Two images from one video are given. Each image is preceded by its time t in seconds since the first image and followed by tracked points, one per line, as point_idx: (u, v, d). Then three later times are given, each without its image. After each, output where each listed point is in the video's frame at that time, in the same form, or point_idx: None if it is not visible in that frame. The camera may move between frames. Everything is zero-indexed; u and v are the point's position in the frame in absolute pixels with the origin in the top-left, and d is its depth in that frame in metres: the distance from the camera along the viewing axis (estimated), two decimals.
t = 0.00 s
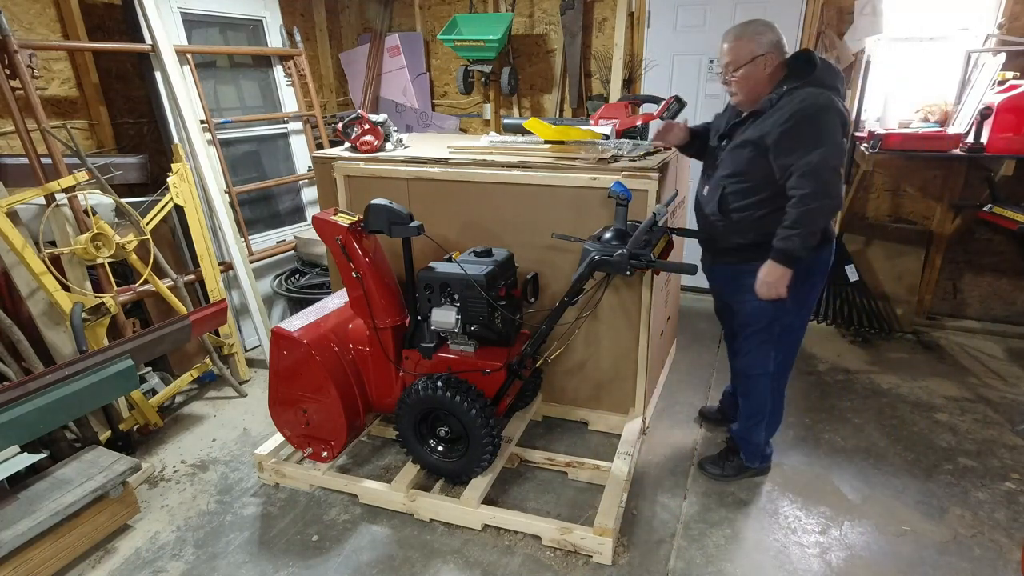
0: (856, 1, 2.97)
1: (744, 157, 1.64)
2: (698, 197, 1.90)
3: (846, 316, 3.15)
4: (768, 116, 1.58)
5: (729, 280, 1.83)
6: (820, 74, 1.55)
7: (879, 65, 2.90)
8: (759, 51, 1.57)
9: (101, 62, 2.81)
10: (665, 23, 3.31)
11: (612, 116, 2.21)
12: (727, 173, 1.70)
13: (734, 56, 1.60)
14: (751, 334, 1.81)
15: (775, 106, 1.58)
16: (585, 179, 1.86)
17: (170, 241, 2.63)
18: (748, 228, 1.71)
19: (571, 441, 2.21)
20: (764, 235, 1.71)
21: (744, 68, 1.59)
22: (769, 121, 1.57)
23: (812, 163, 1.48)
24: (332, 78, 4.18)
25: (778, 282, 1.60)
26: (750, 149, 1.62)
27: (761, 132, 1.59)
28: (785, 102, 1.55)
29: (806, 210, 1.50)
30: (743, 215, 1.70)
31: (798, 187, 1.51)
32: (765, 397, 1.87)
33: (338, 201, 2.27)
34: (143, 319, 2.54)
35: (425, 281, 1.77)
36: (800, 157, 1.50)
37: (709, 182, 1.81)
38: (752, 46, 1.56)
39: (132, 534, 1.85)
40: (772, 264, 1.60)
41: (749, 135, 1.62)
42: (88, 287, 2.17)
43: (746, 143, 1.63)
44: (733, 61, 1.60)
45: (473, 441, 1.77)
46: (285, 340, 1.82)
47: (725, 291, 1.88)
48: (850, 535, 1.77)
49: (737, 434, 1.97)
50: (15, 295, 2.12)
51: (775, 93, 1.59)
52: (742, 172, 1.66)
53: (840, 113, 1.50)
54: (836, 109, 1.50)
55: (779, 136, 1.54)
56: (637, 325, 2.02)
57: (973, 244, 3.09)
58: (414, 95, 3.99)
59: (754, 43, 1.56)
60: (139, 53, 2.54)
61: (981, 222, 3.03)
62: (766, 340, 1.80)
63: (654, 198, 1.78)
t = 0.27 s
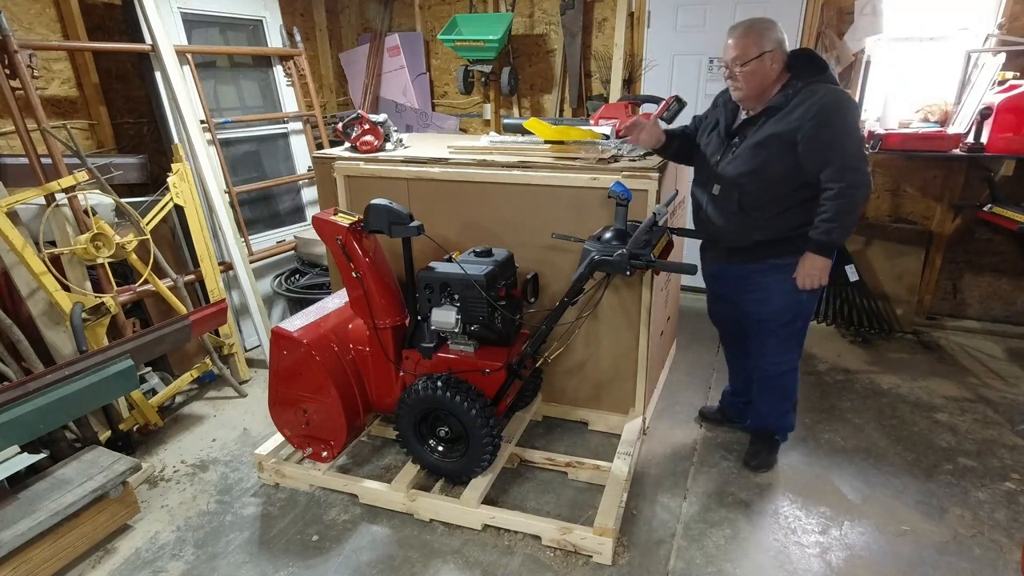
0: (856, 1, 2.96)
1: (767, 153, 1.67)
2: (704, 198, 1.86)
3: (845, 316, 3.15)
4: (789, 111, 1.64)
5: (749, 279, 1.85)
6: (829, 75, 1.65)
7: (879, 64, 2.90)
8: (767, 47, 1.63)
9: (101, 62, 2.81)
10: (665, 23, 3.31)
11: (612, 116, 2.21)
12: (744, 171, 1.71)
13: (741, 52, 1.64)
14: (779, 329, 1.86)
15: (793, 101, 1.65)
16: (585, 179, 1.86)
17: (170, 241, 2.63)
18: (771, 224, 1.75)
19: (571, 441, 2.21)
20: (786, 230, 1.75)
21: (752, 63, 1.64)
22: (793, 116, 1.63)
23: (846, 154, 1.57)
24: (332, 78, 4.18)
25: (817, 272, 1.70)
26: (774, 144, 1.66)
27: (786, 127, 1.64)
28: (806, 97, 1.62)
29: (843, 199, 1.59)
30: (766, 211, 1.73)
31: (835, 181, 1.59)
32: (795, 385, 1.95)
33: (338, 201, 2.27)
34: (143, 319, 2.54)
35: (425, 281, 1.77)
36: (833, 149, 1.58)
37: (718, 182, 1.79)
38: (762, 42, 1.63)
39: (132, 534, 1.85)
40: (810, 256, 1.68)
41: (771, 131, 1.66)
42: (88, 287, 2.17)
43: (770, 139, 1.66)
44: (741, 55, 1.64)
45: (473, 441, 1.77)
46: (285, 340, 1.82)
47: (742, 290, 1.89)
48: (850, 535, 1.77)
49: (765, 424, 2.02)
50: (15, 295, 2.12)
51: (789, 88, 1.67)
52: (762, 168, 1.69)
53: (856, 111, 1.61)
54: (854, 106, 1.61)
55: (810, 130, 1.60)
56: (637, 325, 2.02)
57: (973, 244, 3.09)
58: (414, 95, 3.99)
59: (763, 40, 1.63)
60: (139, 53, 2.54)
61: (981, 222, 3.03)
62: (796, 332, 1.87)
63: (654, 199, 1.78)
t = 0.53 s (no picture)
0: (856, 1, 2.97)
1: (783, 154, 1.66)
2: (716, 204, 1.84)
3: (846, 316, 3.16)
4: (801, 112, 1.65)
5: (761, 283, 1.86)
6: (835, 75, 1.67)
7: (879, 64, 2.92)
8: (773, 47, 1.63)
9: (101, 62, 2.81)
10: (665, 23, 3.31)
11: (612, 116, 2.21)
12: (760, 175, 1.70)
13: (746, 52, 1.64)
14: (790, 331, 1.88)
15: (804, 102, 1.66)
16: (584, 179, 1.86)
17: (170, 241, 2.63)
18: (791, 226, 1.75)
19: (571, 441, 2.21)
20: (805, 231, 1.76)
21: (757, 63, 1.63)
22: (805, 117, 1.64)
23: (862, 153, 1.60)
24: (332, 78, 4.18)
25: (830, 271, 1.73)
26: (789, 145, 1.65)
27: (800, 128, 1.64)
28: (817, 98, 1.64)
29: (864, 197, 1.62)
30: (785, 213, 1.73)
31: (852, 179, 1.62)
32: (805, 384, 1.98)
33: (338, 201, 2.27)
34: (143, 319, 2.54)
35: (425, 281, 1.77)
36: (850, 149, 1.60)
37: (732, 188, 1.77)
38: (768, 42, 1.63)
39: (132, 534, 1.85)
40: (822, 253, 1.72)
41: (785, 132, 1.65)
42: (88, 287, 2.17)
43: (786, 141, 1.66)
44: (746, 56, 1.64)
45: (473, 441, 1.77)
46: (285, 340, 1.82)
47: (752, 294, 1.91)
48: (850, 535, 1.77)
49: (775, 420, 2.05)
50: (15, 295, 2.12)
51: (796, 87, 1.70)
52: (778, 170, 1.68)
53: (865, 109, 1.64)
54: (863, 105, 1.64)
55: (826, 131, 1.61)
56: (637, 325, 2.02)
57: (973, 244, 3.09)
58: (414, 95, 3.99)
59: (767, 39, 1.63)
60: (139, 53, 2.54)
61: (981, 222, 3.03)
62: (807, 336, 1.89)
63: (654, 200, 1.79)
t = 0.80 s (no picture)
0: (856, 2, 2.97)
1: (788, 161, 1.66)
2: (724, 215, 1.85)
3: (846, 316, 3.16)
4: (805, 119, 1.65)
5: (770, 288, 1.86)
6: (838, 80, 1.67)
7: (879, 64, 2.92)
8: (773, 54, 1.63)
9: (101, 63, 2.81)
10: (665, 23, 3.31)
11: (612, 116, 2.21)
12: (766, 184, 1.70)
13: (746, 58, 1.64)
14: (794, 332, 1.88)
15: (807, 108, 1.65)
16: (585, 179, 1.86)
17: (170, 241, 2.63)
18: (800, 233, 1.75)
19: (571, 441, 2.21)
20: (814, 237, 1.77)
21: (757, 70, 1.63)
22: (809, 124, 1.63)
23: (868, 158, 1.60)
24: (332, 78, 4.18)
25: (845, 280, 1.74)
26: (794, 153, 1.65)
27: (804, 136, 1.64)
28: (820, 104, 1.63)
29: (871, 203, 1.62)
30: (793, 221, 1.73)
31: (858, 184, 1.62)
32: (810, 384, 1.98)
33: (338, 201, 2.27)
34: (143, 319, 2.54)
35: (425, 281, 1.77)
36: (856, 154, 1.60)
37: (739, 199, 1.78)
38: (767, 48, 1.62)
39: (132, 534, 1.85)
40: (836, 263, 1.73)
41: (789, 141, 1.65)
42: (88, 287, 2.17)
43: (790, 148, 1.66)
44: (746, 63, 1.63)
45: (473, 441, 1.77)
46: (285, 339, 1.82)
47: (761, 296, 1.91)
48: (850, 535, 1.77)
49: (780, 422, 2.05)
50: (15, 295, 2.12)
51: (798, 92, 1.69)
52: (785, 179, 1.68)
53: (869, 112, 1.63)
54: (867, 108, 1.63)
55: (830, 137, 1.61)
56: (637, 325, 2.02)
57: (973, 244, 3.09)
58: (414, 95, 3.99)
59: (768, 46, 1.62)
60: (139, 53, 2.54)
61: (981, 222, 3.03)
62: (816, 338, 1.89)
63: (653, 201, 1.80)
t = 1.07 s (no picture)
0: (856, 1, 2.97)
1: (789, 160, 1.67)
2: (725, 213, 1.85)
3: (846, 316, 3.16)
4: (807, 117, 1.65)
5: (770, 288, 1.86)
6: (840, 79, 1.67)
7: (879, 64, 2.91)
8: (774, 53, 1.63)
9: (101, 63, 2.81)
10: (665, 23, 3.31)
11: (612, 116, 2.21)
12: (769, 182, 1.70)
13: (747, 58, 1.63)
14: (794, 331, 1.88)
15: (809, 106, 1.66)
16: (585, 179, 1.86)
17: (170, 241, 2.63)
18: (802, 231, 1.75)
19: (571, 441, 2.21)
20: (816, 235, 1.77)
21: (759, 69, 1.63)
22: (811, 122, 1.64)
23: (870, 156, 1.60)
24: (332, 78, 4.18)
25: (846, 277, 1.73)
26: (796, 151, 1.66)
27: (805, 134, 1.64)
28: (821, 103, 1.64)
29: (873, 201, 1.62)
30: (795, 218, 1.73)
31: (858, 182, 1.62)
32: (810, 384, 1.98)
33: (338, 201, 2.27)
34: (143, 319, 2.54)
35: (425, 281, 1.77)
36: (857, 152, 1.60)
37: (741, 197, 1.78)
38: (769, 47, 1.62)
39: (132, 534, 1.85)
40: (838, 261, 1.72)
41: (791, 139, 1.66)
42: (88, 287, 2.17)
43: (791, 147, 1.66)
44: (747, 62, 1.63)
45: (472, 441, 1.77)
46: (285, 340, 1.82)
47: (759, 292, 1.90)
48: (850, 535, 1.77)
49: (779, 421, 2.05)
50: (15, 295, 2.12)
51: (799, 91, 1.69)
52: (787, 176, 1.68)
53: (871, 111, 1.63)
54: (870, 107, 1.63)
55: (831, 135, 1.61)
56: (637, 325, 2.02)
57: (973, 244, 3.08)
58: (415, 95, 4.00)
59: (769, 45, 1.63)
60: (139, 53, 2.54)
61: (981, 222, 3.03)
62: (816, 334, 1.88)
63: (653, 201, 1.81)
